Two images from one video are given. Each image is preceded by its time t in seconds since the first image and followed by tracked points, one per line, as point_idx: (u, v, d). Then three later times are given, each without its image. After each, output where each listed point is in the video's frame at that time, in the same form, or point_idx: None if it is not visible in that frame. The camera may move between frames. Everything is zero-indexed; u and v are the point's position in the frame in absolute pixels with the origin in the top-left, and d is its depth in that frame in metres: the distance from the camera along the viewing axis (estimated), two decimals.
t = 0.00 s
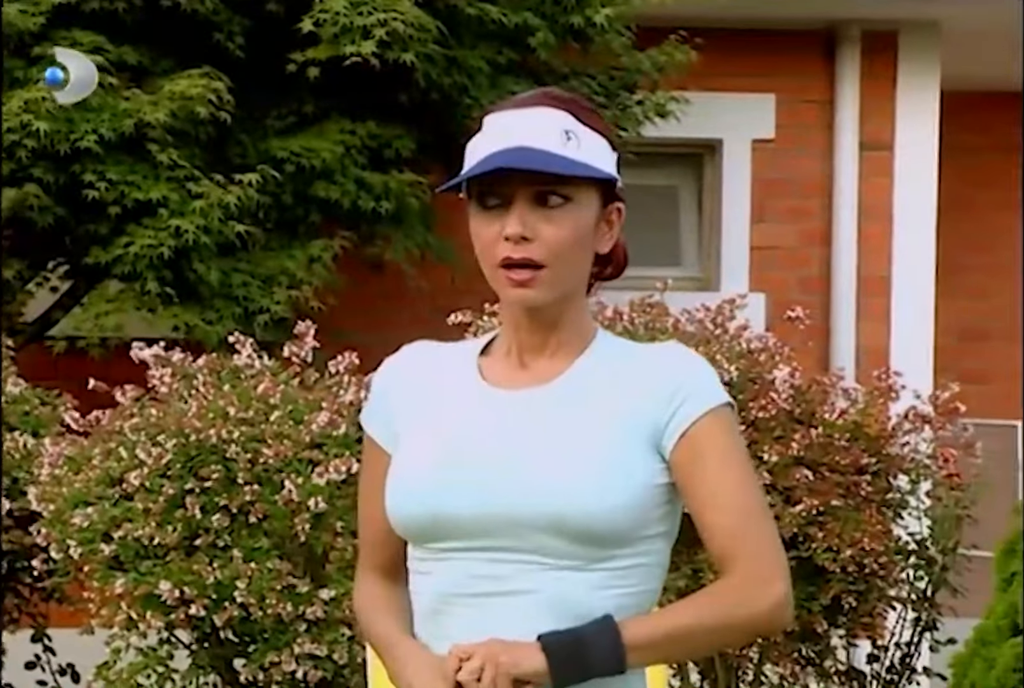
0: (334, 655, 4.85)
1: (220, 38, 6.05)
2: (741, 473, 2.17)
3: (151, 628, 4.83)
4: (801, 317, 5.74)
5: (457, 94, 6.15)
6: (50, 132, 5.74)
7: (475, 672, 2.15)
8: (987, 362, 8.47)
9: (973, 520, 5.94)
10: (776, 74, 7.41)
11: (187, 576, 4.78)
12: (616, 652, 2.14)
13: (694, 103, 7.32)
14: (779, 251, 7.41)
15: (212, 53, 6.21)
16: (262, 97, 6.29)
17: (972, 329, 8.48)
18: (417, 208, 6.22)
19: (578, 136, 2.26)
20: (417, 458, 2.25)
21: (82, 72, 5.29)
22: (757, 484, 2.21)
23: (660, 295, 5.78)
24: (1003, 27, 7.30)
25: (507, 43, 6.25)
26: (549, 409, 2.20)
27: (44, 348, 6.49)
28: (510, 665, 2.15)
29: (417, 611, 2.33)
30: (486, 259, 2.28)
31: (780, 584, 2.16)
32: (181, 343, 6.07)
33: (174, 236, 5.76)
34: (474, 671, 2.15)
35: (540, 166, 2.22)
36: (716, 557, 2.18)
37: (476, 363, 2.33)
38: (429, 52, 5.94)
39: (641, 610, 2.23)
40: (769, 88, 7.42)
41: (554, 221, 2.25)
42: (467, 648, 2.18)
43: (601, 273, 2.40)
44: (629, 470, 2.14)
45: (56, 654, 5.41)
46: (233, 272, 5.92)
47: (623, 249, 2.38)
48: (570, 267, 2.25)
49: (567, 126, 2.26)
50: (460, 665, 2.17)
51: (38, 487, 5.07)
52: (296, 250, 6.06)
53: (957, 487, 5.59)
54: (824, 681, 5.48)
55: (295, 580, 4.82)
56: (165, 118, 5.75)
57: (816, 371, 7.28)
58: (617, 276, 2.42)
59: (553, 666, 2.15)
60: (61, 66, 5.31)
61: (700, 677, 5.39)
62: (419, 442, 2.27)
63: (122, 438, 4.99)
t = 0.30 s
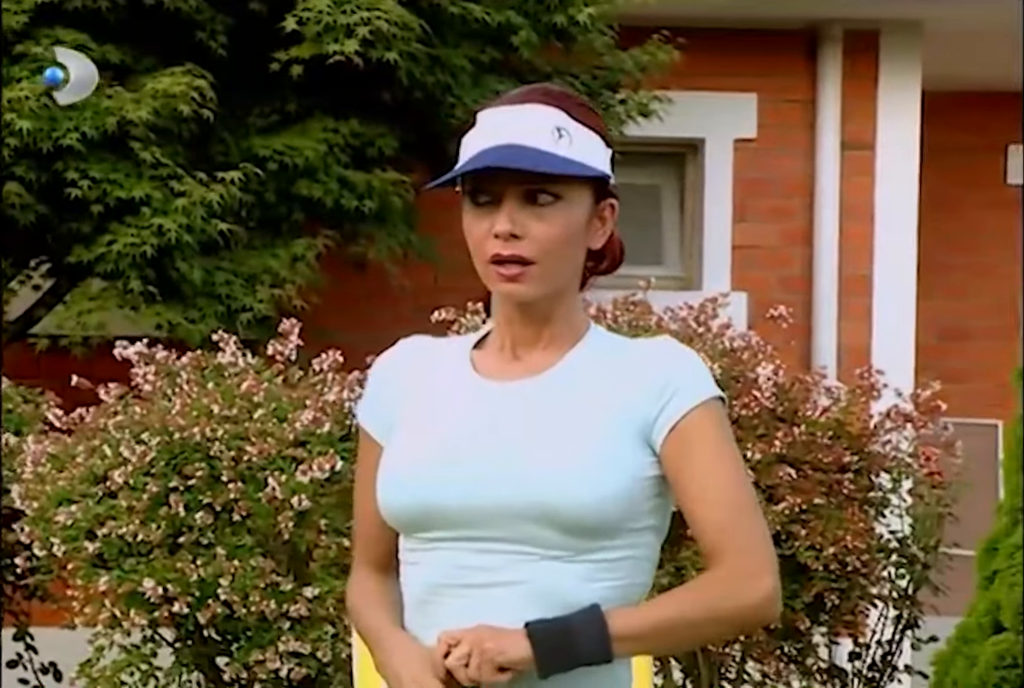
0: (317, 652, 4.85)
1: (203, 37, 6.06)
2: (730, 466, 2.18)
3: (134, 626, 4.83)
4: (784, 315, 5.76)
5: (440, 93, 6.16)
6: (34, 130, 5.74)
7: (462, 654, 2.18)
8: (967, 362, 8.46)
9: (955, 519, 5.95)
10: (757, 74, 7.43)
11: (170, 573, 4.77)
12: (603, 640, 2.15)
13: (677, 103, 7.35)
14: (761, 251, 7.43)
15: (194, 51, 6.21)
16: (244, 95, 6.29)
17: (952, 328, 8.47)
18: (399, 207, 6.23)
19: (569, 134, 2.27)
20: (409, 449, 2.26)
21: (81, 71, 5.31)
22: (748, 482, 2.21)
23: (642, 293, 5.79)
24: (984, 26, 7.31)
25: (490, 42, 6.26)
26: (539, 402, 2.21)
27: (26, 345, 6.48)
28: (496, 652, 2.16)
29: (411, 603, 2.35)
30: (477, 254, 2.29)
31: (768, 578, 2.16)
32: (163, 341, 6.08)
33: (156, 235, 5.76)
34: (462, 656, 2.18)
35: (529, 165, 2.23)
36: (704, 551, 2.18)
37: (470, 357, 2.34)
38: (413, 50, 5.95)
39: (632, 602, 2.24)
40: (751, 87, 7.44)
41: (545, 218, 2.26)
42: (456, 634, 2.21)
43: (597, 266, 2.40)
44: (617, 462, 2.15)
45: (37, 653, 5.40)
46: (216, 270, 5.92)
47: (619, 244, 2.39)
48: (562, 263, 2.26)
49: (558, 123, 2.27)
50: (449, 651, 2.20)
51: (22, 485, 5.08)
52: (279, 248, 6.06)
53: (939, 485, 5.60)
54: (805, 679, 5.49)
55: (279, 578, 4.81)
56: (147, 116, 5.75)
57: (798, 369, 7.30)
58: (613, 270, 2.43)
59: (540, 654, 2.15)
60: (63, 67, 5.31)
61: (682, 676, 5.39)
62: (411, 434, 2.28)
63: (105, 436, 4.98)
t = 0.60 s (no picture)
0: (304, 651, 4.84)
1: (188, 36, 6.06)
2: (721, 462, 2.15)
3: (121, 623, 4.83)
4: (769, 314, 5.77)
5: (426, 92, 6.17)
6: (19, 128, 5.74)
7: (455, 651, 2.16)
8: (953, 362, 8.48)
9: (939, 518, 5.97)
10: (742, 73, 7.44)
11: (157, 572, 4.77)
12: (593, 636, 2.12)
13: (662, 101, 7.37)
14: (745, 250, 7.44)
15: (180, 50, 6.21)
16: (230, 94, 6.29)
17: (936, 328, 8.48)
18: (385, 206, 6.23)
19: (565, 131, 2.25)
20: (401, 446, 2.24)
21: (82, 72, 5.30)
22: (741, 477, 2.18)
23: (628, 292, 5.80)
24: (968, 26, 7.32)
25: (475, 42, 6.27)
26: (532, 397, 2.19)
27: (11, 343, 6.48)
28: (488, 649, 2.14)
29: (405, 599, 2.33)
30: (472, 250, 2.28)
31: (760, 572, 2.13)
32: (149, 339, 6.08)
33: (141, 234, 5.76)
34: (455, 652, 2.16)
35: (527, 161, 2.22)
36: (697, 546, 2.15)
37: (465, 355, 2.33)
38: (399, 50, 5.96)
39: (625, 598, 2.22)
40: (736, 86, 7.45)
41: (540, 214, 2.24)
42: (449, 631, 2.19)
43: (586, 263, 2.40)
44: (609, 457, 2.12)
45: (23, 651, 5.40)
46: (201, 269, 5.92)
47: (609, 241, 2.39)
48: (556, 258, 2.25)
49: (555, 120, 2.25)
50: (442, 648, 2.18)
51: (10, 484, 5.10)
52: (264, 247, 6.06)
53: (923, 485, 5.61)
54: (790, 678, 5.50)
55: (266, 577, 4.80)
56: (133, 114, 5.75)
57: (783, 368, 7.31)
58: (602, 266, 2.42)
59: (530, 650, 2.13)
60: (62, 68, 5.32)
61: (667, 674, 5.40)
62: (404, 431, 2.26)
63: (91, 435, 4.98)
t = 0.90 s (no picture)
0: (290, 650, 4.83)
1: (175, 35, 6.06)
2: (715, 459, 2.14)
3: (108, 623, 4.83)
4: (754, 314, 5.78)
5: (412, 91, 6.18)
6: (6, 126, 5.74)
7: (446, 650, 2.15)
8: (938, 362, 8.51)
9: (925, 518, 5.99)
10: (727, 73, 7.46)
11: (144, 571, 4.77)
12: (581, 630, 2.10)
13: (648, 101, 7.38)
14: (730, 249, 7.45)
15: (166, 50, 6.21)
16: (217, 93, 6.29)
17: (922, 328, 8.50)
18: (372, 206, 6.24)
19: (543, 128, 2.25)
20: (400, 448, 2.25)
21: (82, 72, 5.30)
22: (737, 478, 2.16)
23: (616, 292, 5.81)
24: (955, 26, 7.33)
25: (462, 41, 6.28)
26: (531, 399, 2.19)
27: None
28: (477, 645, 2.13)
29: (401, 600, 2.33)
30: (453, 249, 2.29)
31: (749, 565, 2.09)
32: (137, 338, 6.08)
33: (128, 233, 5.76)
34: (446, 650, 2.15)
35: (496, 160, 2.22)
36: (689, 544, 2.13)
37: (458, 354, 2.33)
38: (386, 50, 5.96)
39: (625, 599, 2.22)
40: (723, 86, 7.46)
41: (514, 211, 2.25)
42: (442, 627, 2.17)
43: (586, 261, 2.41)
44: (609, 459, 2.13)
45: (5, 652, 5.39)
46: (188, 268, 5.93)
47: (607, 235, 2.40)
48: (532, 253, 2.25)
49: (533, 118, 2.25)
50: (434, 644, 2.17)
51: None
52: (251, 247, 6.07)
53: (909, 484, 5.61)
54: (776, 677, 5.50)
55: (254, 576, 4.80)
56: (119, 113, 5.76)
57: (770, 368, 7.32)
58: (603, 265, 2.43)
59: (520, 645, 2.12)
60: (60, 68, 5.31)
61: (654, 674, 5.41)
62: (400, 430, 2.26)
63: (78, 434, 4.97)
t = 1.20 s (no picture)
0: (286, 650, 4.80)
1: (169, 35, 6.06)
2: (708, 460, 2.15)
3: (103, 623, 4.84)
4: (748, 314, 5.79)
5: (407, 91, 6.19)
6: None
7: (431, 651, 2.16)
8: (930, 362, 8.52)
9: (918, 517, 6.00)
10: (720, 74, 7.47)
11: (139, 571, 4.78)
12: (563, 631, 2.12)
13: (643, 103, 7.38)
14: (723, 249, 7.47)
15: (161, 51, 6.22)
16: (211, 92, 6.29)
17: (914, 328, 8.52)
18: (366, 207, 6.24)
19: (529, 135, 2.28)
20: (400, 455, 2.26)
21: (82, 72, 5.30)
22: (731, 485, 2.17)
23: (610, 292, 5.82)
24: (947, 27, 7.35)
25: (457, 42, 6.29)
26: (531, 404, 2.21)
27: None
28: (460, 645, 2.15)
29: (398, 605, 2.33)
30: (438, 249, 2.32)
31: (738, 566, 2.10)
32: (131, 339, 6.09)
33: (122, 233, 5.77)
34: (432, 651, 2.16)
35: (476, 161, 2.26)
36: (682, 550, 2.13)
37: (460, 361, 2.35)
38: (380, 50, 5.97)
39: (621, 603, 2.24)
40: (717, 87, 7.47)
41: (492, 216, 2.27)
42: (428, 629, 2.18)
43: (587, 275, 2.42)
44: (610, 464, 2.15)
45: None
46: (182, 269, 5.94)
47: (609, 250, 2.41)
48: (509, 258, 2.27)
49: (520, 124, 2.29)
50: (420, 645, 2.17)
51: None
52: (245, 247, 6.08)
53: (902, 485, 5.61)
54: (770, 677, 5.51)
55: (249, 576, 4.81)
56: (114, 113, 5.76)
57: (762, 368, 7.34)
58: (605, 278, 2.44)
59: (502, 645, 2.13)
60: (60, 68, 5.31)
61: (647, 673, 5.42)
62: (401, 436, 2.28)
63: (72, 433, 4.97)
